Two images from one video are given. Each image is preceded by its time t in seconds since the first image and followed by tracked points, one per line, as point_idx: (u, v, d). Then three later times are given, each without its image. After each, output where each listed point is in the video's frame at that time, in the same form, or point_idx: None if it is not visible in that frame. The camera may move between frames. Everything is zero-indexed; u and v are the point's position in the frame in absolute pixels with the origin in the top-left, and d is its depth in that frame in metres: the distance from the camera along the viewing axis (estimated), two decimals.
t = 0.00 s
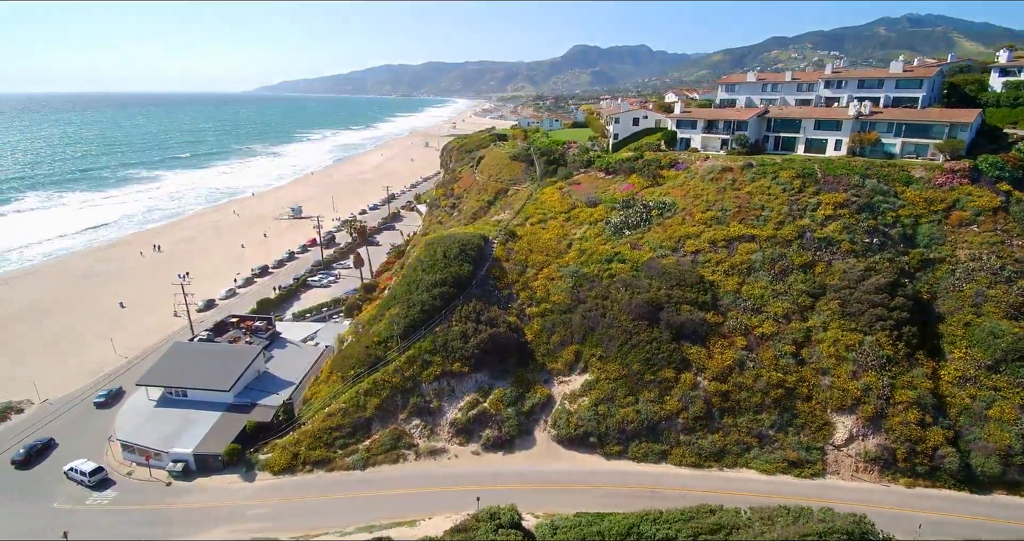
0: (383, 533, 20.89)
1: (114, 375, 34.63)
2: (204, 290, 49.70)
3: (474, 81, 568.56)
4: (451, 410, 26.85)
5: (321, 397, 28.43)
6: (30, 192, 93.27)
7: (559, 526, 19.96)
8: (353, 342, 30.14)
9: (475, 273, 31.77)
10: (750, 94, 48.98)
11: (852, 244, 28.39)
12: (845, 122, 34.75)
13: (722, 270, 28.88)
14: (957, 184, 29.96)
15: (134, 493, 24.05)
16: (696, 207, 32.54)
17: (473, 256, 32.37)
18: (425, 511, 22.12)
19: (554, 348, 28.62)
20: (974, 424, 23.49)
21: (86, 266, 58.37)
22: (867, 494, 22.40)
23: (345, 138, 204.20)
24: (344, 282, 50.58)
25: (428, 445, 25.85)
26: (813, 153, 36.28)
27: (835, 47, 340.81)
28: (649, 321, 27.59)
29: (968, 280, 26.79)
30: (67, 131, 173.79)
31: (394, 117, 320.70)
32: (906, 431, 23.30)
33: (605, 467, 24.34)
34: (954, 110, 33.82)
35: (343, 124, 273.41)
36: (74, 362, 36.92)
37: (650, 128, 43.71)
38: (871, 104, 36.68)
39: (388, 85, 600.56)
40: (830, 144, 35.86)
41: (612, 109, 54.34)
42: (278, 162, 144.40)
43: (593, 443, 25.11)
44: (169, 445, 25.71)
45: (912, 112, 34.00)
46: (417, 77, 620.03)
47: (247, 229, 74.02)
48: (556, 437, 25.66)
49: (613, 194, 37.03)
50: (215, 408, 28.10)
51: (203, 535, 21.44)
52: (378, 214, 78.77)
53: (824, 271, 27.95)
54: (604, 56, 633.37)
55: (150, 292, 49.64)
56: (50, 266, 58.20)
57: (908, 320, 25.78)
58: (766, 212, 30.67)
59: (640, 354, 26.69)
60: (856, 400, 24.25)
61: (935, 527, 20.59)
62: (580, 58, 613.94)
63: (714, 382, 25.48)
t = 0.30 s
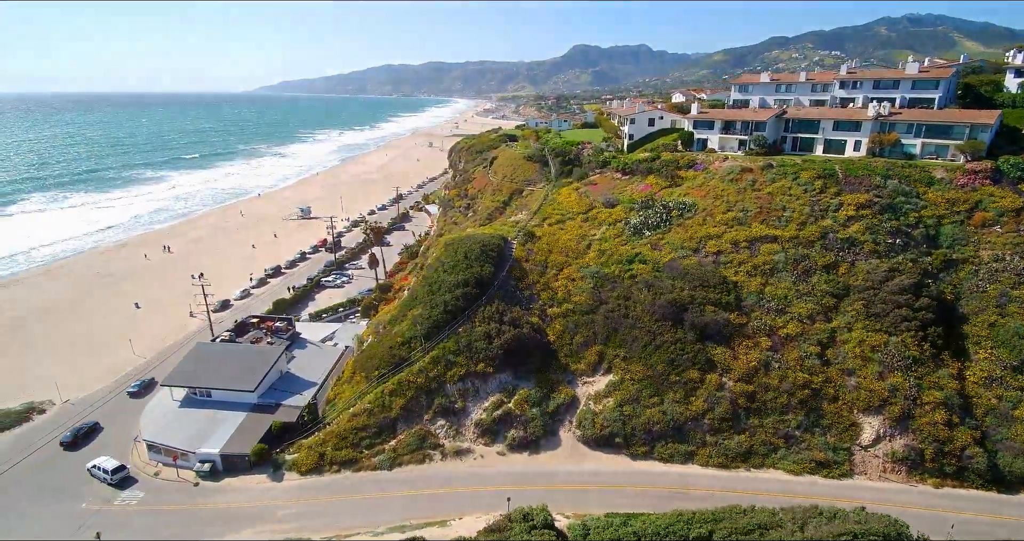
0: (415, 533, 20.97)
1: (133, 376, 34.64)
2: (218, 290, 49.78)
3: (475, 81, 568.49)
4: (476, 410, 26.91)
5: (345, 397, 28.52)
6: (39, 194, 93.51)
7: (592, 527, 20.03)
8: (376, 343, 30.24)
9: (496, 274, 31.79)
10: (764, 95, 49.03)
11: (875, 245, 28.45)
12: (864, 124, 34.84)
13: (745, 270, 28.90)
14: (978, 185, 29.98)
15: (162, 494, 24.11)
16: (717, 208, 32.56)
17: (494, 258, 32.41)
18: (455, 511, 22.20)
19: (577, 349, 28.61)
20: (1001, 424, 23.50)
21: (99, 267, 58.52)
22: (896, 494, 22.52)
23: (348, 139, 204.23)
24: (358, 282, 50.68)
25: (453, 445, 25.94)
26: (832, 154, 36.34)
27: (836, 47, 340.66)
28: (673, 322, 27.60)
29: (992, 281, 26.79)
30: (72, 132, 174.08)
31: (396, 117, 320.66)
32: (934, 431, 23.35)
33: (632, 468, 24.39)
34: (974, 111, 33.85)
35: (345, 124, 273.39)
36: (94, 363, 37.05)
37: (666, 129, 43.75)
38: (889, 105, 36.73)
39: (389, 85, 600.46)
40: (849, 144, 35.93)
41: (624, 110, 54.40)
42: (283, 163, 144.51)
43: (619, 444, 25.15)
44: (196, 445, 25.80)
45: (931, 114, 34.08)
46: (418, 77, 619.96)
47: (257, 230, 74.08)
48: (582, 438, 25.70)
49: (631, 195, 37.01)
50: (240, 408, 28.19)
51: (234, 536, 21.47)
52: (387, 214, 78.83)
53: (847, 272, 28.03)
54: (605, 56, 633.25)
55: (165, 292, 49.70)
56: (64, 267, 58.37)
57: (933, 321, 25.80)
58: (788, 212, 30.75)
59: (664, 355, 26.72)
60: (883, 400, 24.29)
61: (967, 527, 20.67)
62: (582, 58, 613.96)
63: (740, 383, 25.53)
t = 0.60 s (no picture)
0: (444, 533, 20.99)
1: (150, 376, 34.67)
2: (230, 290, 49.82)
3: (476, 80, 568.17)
4: (498, 411, 26.94)
5: (367, 397, 28.60)
6: (46, 195, 93.69)
7: (622, 527, 20.06)
8: (397, 343, 30.31)
9: (516, 275, 31.79)
10: (776, 96, 49.08)
11: (895, 246, 28.50)
12: (881, 124, 34.91)
13: (766, 271, 28.95)
14: (998, 185, 29.97)
15: (188, 494, 24.17)
16: (735, 208, 32.59)
17: (513, 258, 32.43)
18: (482, 511, 22.25)
19: (598, 350, 28.62)
20: None
21: (110, 268, 58.64)
22: (921, 494, 22.65)
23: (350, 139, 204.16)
24: (370, 283, 50.83)
25: (476, 446, 25.99)
26: (848, 154, 36.40)
27: (838, 47, 340.84)
28: (695, 322, 27.64)
29: (1014, 281, 26.77)
30: (75, 133, 174.27)
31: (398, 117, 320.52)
32: (958, 431, 23.42)
33: (656, 468, 24.44)
34: (991, 112, 33.86)
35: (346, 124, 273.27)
36: (111, 362, 37.12)
37: (679, 130, 43.81)
38: (905, 105, 36.76)
39: (390, 85, 600.26)
40: (865, 145, 35.98)
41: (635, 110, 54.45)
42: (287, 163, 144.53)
43: (643, 444, 25.18)
44: (220, 446, 25.86)
45: (948, 114, 34.10)
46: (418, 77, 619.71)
47: (265, 230, 74.11)
48: (605, 439, 25.73)
49: (647, 196, 36.99)
50: (262, 408, 28.27)
51: (262, 536, 21.53)
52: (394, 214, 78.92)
53: (868, 272, 28.10)
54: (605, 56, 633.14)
55: (177, 293, 49.76)
56: (75, 268, 58.48)
57: (955, 321, 25.83)
58: (807, 213, 30.82)
59: (687, 356, 26.75)
60: (908, 401, 24.35)
61: (996, 527, 20.74)
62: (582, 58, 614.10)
63: (763, 383, 25.57)
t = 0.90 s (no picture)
0: (479, 532, 21.06)
1: (173, 376, 34.77)
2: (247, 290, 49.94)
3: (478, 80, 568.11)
4: (526, 411, 26.94)
5: (394, 398, 28.70)
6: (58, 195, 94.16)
7: (659, 528, 20.12)
8: (422, 343, 30.40)
9: (540, 275, 31.76)
10: (793, 96, 48.99)
11: (922, 247, 28.47)
12: (904, 125, 34.89)
13: (792, 272, 28.95)
14: None
15: (219, 493, 24.30)
16: (759, 209, 32.56)
17: (537, 259, 32.41)
18: (515, 511, 22.31)
19: (624, 351, 28.57)
20: None
21: (125, 267, 58.89)
22: (953, 495, 22.69)
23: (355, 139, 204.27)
24: (385, 283, 51.03)
25: (505, 446, 26.03)
26: (870, 155, 36.39)
27: (842, 47, 340.22)
28: (722, 323, 27.61)
29: None
30: (81, 133, 174.61)
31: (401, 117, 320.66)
32: (990, 432, 23.43)
33: (686, 469, 24.46)
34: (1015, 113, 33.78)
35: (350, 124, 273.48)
36: (133, 362, 37.26)
37: (697, 130, 43.79)
38: (928, 105, 36.66)
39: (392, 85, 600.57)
40: (888, 146, 35.97)
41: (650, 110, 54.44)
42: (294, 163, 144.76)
43: (672, 445, 25.18)
44: (250, 445, 25.97)
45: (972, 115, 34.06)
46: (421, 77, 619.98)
47: (277, 230, 74.22)
48: (633, 439, 25.72)
49: (668, 196, 36.93)
50: (289, 408, 28.37)
51: (298, 535, 21.63)
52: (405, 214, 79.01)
53: (896, 273, 28.06)
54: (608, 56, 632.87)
55: (194, 292, 49.89)
56: (90, 268, 58.74)
57: (985, 323, 25.79)
58: (832, 214, 30.80)
59: (715, 356, 26.72)
60: (939, 402, 24.32)
61: None
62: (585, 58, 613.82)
63: (792, 384, 25.56)
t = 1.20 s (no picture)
0: (509, 534, 21.13)
1: (192, 376, 34.88)
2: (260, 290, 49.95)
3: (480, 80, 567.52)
4: (549, 412, 26.89)
5: (416, 398, 28.74)
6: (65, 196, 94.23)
7: (690, 529, 20.17)
8: (443, 344, 30.44)
9: (560, 276, 31.70)
10: (806, 97, 48.99)
11: (944, 248, 28.44)
12: (923, 126, 34.85)
13: (814, 273, 28.94)
14: None
15: (245, 494, 24.39)
16: (779, 210, 32.51)
17: (557, 259, 32.36)
18: (544, 512, 22.35)
19: (646, 352, 28.52)
20: None
21: (136, 268, 58.89)
22: (981, 497, 22.76)
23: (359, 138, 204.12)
24: (398, 283, 51.11)
25: (529, 447, 26.02)
26: (888, 156, 36.40)
27: (845, 47, 339.92)
28: (745, 324, 27.56)
29: None
30: (84, 133, 174.33)
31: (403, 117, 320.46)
32: (1018, 434, 23.44)
33: (712, 470, 24.48)
34: None
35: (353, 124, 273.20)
36: (151, 362, 37.30)
37: (712, 130, 43.73)
38: (946, 106, 36.66)
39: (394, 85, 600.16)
40: (906, 147, 35.97)
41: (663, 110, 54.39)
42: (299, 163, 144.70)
43: (697, 446, 25.19)
44: (275, 445, 26.06)
45: (991, 116, 34.00)
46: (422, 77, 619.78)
47: (285, 230, 74.22)
48: (658, 441, 25.71)
49: (685, 196, 36.87)
50: (312, 408, 28.43)
51: (327, 535, 21.71)
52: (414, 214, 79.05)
53: (918, 274, 28.04)
54: (609, 56, 632.45)
55: (207, 293, 49.91)
56: (102, 268, 58.76)
57: (1010, 324, 25.74)
58: (853, 215, 30.79)
59: (739, 358, 26.69)
60: (965, 403, 24.30)
61: None
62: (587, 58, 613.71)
63: (817, 386, 25.56)
